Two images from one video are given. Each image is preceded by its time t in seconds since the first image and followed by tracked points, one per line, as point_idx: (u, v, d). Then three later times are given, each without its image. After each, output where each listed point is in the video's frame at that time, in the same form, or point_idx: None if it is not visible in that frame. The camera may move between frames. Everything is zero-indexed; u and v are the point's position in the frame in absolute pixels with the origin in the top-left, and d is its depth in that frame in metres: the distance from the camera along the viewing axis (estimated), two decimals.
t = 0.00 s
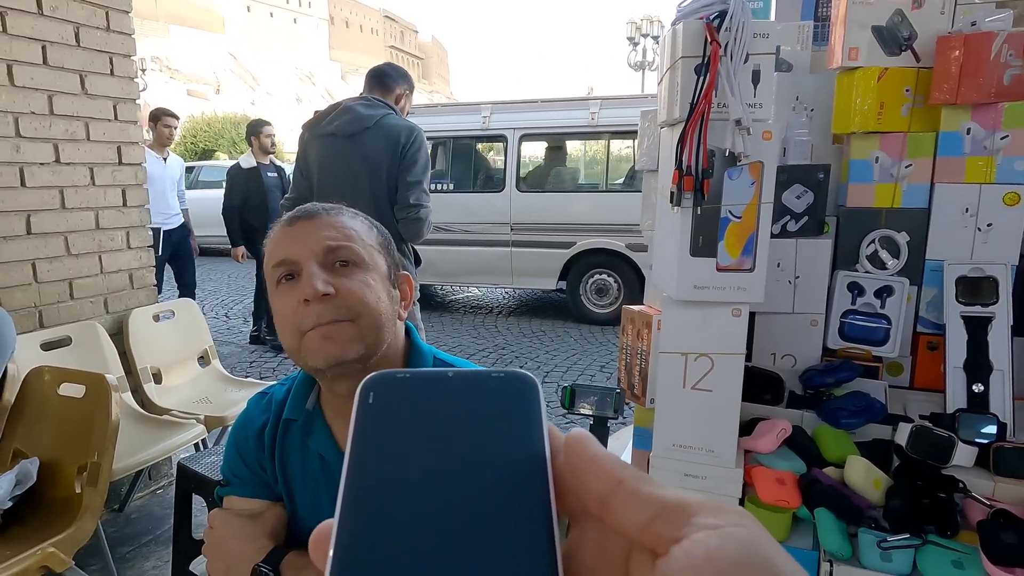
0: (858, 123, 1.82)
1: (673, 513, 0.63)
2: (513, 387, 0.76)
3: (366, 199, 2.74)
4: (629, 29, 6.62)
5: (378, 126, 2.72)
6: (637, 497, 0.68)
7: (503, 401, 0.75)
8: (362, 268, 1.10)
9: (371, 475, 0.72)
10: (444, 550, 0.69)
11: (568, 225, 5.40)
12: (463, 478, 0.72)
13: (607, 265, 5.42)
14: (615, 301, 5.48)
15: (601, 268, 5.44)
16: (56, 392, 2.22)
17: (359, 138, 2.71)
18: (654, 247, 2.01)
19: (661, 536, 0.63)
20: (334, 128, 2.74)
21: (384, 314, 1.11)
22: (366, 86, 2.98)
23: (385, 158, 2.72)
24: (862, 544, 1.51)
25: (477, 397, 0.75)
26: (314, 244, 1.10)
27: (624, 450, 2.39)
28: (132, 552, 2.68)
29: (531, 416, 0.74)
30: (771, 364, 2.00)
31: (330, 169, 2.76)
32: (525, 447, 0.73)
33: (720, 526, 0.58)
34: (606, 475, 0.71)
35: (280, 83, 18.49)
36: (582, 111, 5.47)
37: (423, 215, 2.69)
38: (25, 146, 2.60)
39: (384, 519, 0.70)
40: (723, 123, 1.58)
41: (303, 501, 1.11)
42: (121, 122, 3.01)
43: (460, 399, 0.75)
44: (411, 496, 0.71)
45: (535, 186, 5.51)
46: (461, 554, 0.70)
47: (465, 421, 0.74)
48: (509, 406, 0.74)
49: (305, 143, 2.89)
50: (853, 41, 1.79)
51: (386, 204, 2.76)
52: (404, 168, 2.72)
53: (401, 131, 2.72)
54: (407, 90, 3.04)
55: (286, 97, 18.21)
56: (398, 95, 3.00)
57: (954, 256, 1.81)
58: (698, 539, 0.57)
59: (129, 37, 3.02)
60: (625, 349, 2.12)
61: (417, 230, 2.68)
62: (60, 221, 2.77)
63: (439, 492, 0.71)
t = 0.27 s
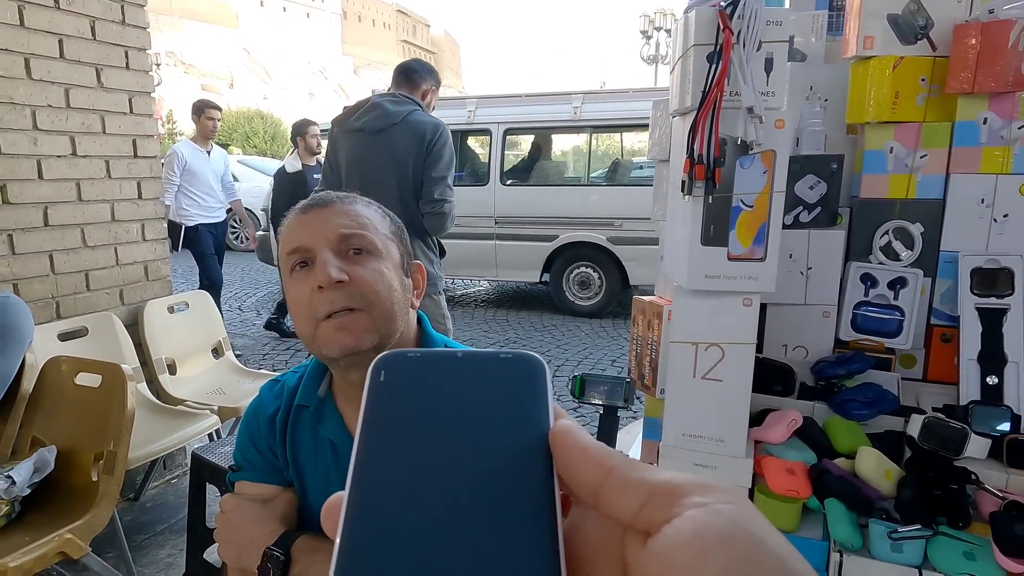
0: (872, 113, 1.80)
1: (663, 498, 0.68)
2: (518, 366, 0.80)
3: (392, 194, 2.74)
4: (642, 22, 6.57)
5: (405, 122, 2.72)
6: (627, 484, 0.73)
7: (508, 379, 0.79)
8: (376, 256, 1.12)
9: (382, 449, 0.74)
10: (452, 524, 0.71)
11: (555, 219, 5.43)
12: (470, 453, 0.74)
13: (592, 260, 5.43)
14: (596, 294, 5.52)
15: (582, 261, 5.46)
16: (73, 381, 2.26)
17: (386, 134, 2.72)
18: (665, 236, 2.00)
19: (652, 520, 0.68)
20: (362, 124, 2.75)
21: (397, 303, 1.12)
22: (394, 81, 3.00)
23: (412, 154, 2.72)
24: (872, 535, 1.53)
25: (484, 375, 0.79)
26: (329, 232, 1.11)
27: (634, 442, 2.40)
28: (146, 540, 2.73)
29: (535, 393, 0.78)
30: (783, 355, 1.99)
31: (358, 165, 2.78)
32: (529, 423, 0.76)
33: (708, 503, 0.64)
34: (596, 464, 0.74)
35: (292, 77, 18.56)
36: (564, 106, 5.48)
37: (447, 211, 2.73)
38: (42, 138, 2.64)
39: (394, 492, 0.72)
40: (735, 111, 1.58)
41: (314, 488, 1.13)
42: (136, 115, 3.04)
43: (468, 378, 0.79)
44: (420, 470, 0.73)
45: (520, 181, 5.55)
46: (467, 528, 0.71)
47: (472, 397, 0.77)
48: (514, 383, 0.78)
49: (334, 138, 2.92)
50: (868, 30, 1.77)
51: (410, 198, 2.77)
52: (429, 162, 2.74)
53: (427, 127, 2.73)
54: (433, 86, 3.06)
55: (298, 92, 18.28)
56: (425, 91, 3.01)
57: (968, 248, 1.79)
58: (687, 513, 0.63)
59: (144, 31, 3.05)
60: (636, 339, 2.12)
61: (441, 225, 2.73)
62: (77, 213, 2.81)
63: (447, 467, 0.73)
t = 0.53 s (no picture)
0: (883, 108, 1.79)
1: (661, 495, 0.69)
2: (528, 363, 0.82)
3: (432, 192, 2.82)
4: (654, 16, 6.54)
5: (444, 124, 2.79)
6: (625, 484, 0.73)
7: (518, 376, 0.80)
8: (389, 250, 1.13)
9: (394, 441, 0.77)
10: (461, 515, 0.73)
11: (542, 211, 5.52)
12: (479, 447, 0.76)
13: (569, 251, 5.54)
14: (579, 287, 5.62)
15: (566, 255, 5.56)
16: (89, 373, 2.30)
17: (427, 135, 2.79)
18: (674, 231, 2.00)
19: (651, 518, 0.69)
20: (402, 124, 2.81)
21: (410, 297, 1.13)
22: (430, 79, 3.05)
23: (451, 155, 2.79)
24: (878, 529, 1.52)
25: (494, 372, 0.81)
26: (343, 226, 1.13)
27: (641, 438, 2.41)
28: (161, 530, 2.78)
29: (544, 391, 0.80)
30: (792, 351, 1.99)
31: (400, 165, 2.85)
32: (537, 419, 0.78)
33: (703, 503, 0.65)
34: (595, 465, 0.74)
35: (305, 73, 18.67)
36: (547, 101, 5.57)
37: (485, 211, 2.81)
38: (59, 133, 2.68)
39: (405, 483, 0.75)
40: (744, 106, 1.59)
41: (325, 478, 1.15)
42: (150, 111, 3.08)
43: (478, 374, 0.80)
44: (431, 462, 0.76)
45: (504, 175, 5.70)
46: (476, 521, 0.73)
47: (482, 393, 0.79)
48: (524, 380, 0.80)
49: (373, 136, 2.98)
50: (880, 24, 1.76)
51: (449, 197, 2.84)
52: (468, 161, 2.81)
53: (465, 129, 2.80)
54: (469, 84, 3.10)
55: (310, 86, 18.37)
56: (461, 89, 3.06)
57: (980, 244, 1.78)
58: (688, 516, 0.64)
59: (158, 26, 3.09)
60: (645, 334, 2.12)
61: (479, 224, 2.81)
62: (93, 207, 2.86)
63: (457, 461, 0.76)
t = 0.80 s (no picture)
0: (892, 103, 1.78)
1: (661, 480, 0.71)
2: (533, 348, 0.81)
3: (462, 186, 3.06)
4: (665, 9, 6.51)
5: (474, 121, 3.01)
6: (625, 469, 0.75)
7: (523, 360, 0.81)
8: (395, 248, 1.15)
9: (399, 424, 0.78)
10: (464, 499, 0.75)
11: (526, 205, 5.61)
12: (483, 431, 0.77)
13: (552, 245, 5.63)
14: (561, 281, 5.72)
15: (547, 249, 5.66)
16: (102, 366, 2.34)
17: (457, 132, 3.02)
18: (679, 226, 2.00)
19: (650, 502, 0.71)
20: (433, 122, 3.05)
21: (416, 295, 1.15)
22: (460, 78, 3.31)
23: (481, 151, 3.03)
24: (883, 525, 1.53)
25: (500, 356, 0.81)
26: (348, 225, 1.14)
27: (647, 434, 2.41)
28: (173, 521, 2.82)
29: (549, 375, 0.80)
30: (798, 347, 1.99)
31: (427, 159, 3.10)
32: (541, 403, 0.79)
33: (703, 486, 0.66)
34: (595, 451, 0.76)
35: (316, 68, 18.74)
36: (530, 96, 5.72)
37: (515, 208, 3.06)
38: (72, 129, 2.72)
39: (411, 466, 0.76)
40: (749, 101, 1.58)
41: (332, 473, 1.17)
42: (162, 106, 3.11)
43: (483, 358, 0.81)
44: (435, 446, 0.77)
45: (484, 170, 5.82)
46: (479, 502, 0.75)
47: (486, 377, 0.79)
48: (529, 365, 0.80)
49: (403, 132, 3.23)
50: (889, 18, 1.75)
51: (478, 191, 3.08)
52: (497, 159, 3.04)
53: (495, 127, 3.03)
54: (497, 81, 3.35)
55: (322, 82, 18.45)
56: (490, 86, 3.31)
57: (989, 240, 1.77)
58: (685, 497, 0.65)
59: (170, 22, 3.12)
60: (650, 329, 2.13)
61: (509, 220, 3.06)
62: (105, 201, 2.89)
63: (461, 444, 0.77)
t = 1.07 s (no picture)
0: (900, 98, 1.78)
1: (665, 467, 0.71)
2: (540, 334, 0.82)
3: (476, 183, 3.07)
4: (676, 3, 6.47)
5: (488, 118, 3.03)
6: (629, 456, 0.76)
7: (529, 348, 0.81)
8: (400, 246, 1.16)
9: (407, 410, 0.79)
10: (471, 485, 0.77)
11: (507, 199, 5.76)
12: (490, 418, 0.78)
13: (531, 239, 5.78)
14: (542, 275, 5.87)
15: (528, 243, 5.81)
16: (113, 360, 2.37)
17: (471, 129, 3.04)
18: (684, 222, 2.00)
19: (654, 488, 0.71)
20: (448, 119, 3.07)
21: (420, 292, 1.16)
22: (478, 74, 3.34)
23: (494, 148, 3.04)
24: (886, 522, 1.53)
25: (507, 343, 0.82)
26: (353, 221, 1.15)
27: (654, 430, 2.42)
28: (183, 514, 2.86)
29: (555, 362, 0.81)
30: (804, 343, 1.99)
31: (441, 155, 3.12)
32: (547, 390, 0.80)
33: (705, 473, 0.67)
34: (599, 437, 0.77)
35: (327, 63, 18.81)
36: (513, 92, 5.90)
37: (527, 205, 3.06)
38: (84, 125, 2.75)
39: (418, 451, 0.77)
40: (753, 97, 1.58)
41: (339, 467, 1.18)
42: (173, 102, 3.14)
43: (490, 345, 0.81)
44: (442, 433, 0.78)
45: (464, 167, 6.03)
46: (486, 487, 0.76)
47: (493, 365, 0.80)
48: (535, 352, 0.81)
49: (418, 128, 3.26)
50: (898, 13, 1.74)
51: (492, 188, 3.09)
52: (510, 157, 3.05)
53: (509, 125, 3.04)
54: (515, 78, 3.36)
55: (332, 77, 18.51)
56: (507, 84, 3.34)
57: (998, 236, 1.75)
58: (689, 484, 0.66)
59: (181, 18, 3.14)
60: (655, 325, 2.13)
61: (521, 217, 3.06)
62: (117, 197, 2.92)
63: (468, 431, 0.78)
